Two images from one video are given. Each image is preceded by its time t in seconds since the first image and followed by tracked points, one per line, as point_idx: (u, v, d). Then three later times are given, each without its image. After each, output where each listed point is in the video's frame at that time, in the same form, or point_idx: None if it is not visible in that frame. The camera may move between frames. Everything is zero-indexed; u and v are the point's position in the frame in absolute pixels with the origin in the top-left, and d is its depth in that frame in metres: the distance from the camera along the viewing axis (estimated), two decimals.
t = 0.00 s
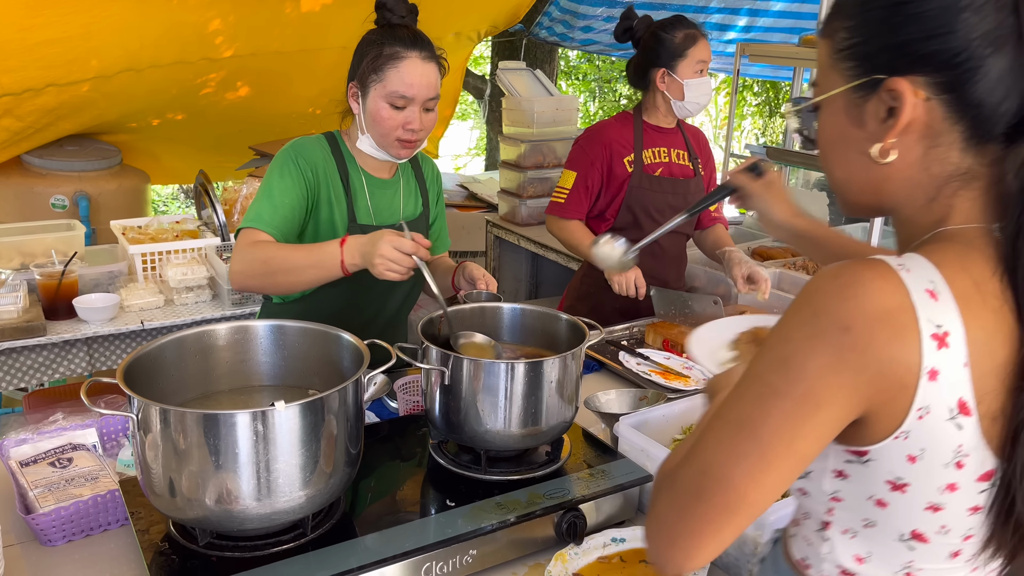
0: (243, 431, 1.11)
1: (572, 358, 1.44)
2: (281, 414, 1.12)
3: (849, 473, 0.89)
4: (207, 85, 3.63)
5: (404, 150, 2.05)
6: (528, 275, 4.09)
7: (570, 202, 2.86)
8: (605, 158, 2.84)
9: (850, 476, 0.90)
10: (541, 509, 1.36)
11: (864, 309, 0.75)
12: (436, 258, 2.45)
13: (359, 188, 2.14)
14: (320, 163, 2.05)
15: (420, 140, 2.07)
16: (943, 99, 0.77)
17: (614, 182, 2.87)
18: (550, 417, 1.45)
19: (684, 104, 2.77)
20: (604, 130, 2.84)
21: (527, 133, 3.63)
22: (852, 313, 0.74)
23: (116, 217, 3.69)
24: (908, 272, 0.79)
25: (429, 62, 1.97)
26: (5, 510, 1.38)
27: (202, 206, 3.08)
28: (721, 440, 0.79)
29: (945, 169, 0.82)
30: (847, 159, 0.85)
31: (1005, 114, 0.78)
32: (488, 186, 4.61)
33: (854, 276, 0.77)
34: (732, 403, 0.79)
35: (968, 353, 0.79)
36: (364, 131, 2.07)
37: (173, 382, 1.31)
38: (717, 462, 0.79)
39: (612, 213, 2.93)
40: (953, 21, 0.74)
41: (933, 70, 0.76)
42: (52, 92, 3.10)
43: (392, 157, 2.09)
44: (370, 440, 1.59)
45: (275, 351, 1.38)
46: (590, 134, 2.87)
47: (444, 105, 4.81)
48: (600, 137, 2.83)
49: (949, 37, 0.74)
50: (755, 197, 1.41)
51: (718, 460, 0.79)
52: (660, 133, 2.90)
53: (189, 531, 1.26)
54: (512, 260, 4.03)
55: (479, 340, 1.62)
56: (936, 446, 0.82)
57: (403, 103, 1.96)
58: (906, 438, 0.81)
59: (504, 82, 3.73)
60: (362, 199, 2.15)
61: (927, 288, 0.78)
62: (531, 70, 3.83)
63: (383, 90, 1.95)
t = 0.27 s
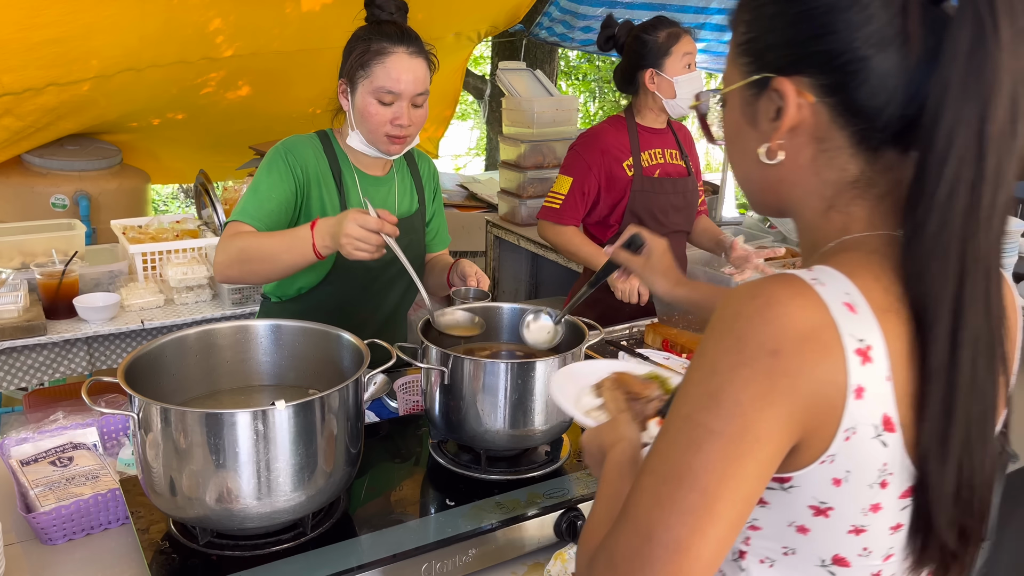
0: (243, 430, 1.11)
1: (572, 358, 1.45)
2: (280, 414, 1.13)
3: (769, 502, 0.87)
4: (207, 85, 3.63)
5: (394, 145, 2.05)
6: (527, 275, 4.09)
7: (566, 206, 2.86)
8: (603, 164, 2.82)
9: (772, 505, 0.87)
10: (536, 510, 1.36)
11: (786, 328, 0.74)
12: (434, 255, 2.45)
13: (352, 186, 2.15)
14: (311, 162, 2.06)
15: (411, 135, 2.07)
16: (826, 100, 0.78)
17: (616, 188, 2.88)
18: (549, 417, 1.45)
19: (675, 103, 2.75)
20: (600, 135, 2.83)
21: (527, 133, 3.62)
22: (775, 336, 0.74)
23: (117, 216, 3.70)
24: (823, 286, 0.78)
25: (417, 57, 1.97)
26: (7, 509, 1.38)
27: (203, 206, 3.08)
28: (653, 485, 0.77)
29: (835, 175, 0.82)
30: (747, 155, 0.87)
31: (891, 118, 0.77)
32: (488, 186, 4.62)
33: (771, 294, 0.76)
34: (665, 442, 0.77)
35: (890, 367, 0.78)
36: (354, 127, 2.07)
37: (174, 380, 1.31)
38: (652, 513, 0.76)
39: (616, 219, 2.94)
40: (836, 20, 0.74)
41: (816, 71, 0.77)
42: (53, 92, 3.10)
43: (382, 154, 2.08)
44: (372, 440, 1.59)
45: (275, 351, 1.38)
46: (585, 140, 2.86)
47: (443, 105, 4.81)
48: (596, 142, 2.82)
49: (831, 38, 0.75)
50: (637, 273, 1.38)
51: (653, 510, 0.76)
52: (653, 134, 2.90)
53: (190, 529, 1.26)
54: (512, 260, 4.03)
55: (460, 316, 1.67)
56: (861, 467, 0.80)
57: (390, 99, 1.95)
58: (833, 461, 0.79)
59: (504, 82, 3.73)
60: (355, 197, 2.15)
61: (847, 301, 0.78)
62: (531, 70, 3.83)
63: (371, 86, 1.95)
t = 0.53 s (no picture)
0: (244, 430, 1.11)
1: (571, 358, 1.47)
2: (280, 414, 1.13)
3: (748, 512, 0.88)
4: (208, 84, 3.64)
5: (380, 142, 2.04)
6: (528, 275, 4.09)
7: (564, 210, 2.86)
8: (599, 166, 2.83)
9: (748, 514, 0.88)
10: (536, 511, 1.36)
11: (744, 340, 0.76)
12: (432, 251, 2.43)
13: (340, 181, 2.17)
14: (297, 158, 2.11)
15: (398, 132, 2.06)
16: (771, 96, 0.81)
17: (613, 191, 2.87)
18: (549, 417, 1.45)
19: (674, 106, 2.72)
20: (596, 138, 2.83)
21: (528, 133, 3.61)
22: (734, 351, 0.75)
23: (118, 215, 3.70)
24: (775, 291, 0.81)
25: (400, 53, 1.97)
26: (7, 509, 1.38)
27: (204, 206, 3.09)
28: (647, 516, 0.79)
29: (783, 170, 0.86)
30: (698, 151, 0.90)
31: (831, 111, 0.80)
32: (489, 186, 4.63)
33: (726, 308, 0.77)
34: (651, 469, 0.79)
35: (853, 362, 0.82)
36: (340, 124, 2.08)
37: (176, 379, 1.31)
38: (650, 543, 0.78)
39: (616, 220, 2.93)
40: (778, 13, 0.76)
41: (757, 67, 0.80)
42: (54, 91, 3.10)
43: (371, 150, 2.09)
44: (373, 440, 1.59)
45: (276, 351, 1.38)
46: (580, 143, 2.86)
47: (444, 105, 4.82)
48: (592, 145, 2.82)
49: (769, 34, 0.78)
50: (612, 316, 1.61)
51: (651, 541, 0.78)
52: (649, 134, 2.89)
53: (190, 530, 1.26)
54: (513, 261, 4.03)
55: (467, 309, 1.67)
56: (828, 467, 0.83)
57: (375, 95, 1.95)
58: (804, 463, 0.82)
59: (506, 83, 3.72)
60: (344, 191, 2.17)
61: (803, 303, 0.80)
62: (533, 70, 3.82)
63: (355, 82, 1.95)
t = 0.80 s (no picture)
0: (245, 429, 1.11)
1: (575, 358, 1.49)
2: (282, 414, 1.12)
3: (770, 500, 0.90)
4: (210, 84, 3.63)
5: (369, 140, 2.07)
6: (530, 275, 4.09)
7: (562, 212, 2.85)
8: (596, 167, 2.81)
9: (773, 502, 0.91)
10: (538, 511, 1.35)
11: (767, 336, 0.77)
12: (427, 246, 2.42)
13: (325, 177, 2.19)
14: (279, 156, 2.13)
15: (386, 129, 2.08)
16: (782, 93, 0.84)
17: (609, 192, 2.86)
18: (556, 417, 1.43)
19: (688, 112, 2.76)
20: (591, 138, 2.81)
21: (530, 133, 3.60)
22: (760, 345, 0.77)
23: (120, 215, 3.70)
24: (794, 285, 0.83)
25: (387, 53, 1.97)
26: (9, 508, 1.38)
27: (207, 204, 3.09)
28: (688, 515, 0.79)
29: (795, 164, 0.88)
30: (711, 149, 0.92)
31: (844, 108, 0.82)
32: (492, 186, 4.63)
33: (748, 306, 0.79)
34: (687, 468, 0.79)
35: (874, 352, 0.84)
36: (329, 122, 2.08)
37: (178, 378, 1.31)
38: (695, 542, 0.78)
39: (612, 221, 2.93)
40: (785, 13, 0.80)
41: (768, 63, 0.83)
42: (56, 90, 3.10)
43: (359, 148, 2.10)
44: (378, 438, 1.59)
45: (278, 350, 1.38)
46: (577, 142, 2.83)
47: (446, 104, 4.82)
48: (588, 146, 2.80)
49: (780, 32, 0.80)
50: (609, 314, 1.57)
51: (695, 540, 0.78)
52: (645, 135, 2.88)
53: (192, 529, 1.26)
54: (515, 261, 4.02)
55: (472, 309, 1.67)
56: (855, 455, 0.85)
57: (363, 95, 1.96)
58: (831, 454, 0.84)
59: (507, 82, 3.73)
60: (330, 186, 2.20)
61: (819, 296, 0.82)
62: (536, 69, 3.81)
63: (343, 84, 1.95)
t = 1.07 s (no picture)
0: (250, 429, 1.11)
1: (579, 359, 1.50)
2: (287, 414, 1.13)
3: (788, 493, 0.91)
4: (214, 85, 3.64)
5: (345, 145, 2.10)
6: (533, 276, 4.10)
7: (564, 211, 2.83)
8: (602, 168, 2.81)
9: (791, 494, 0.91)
10: (542, 511, 1.36)
11: (790, 333, 0.77)
12: (414, 241, 2.49)
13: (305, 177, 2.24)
14: (257, 160, 2.17)
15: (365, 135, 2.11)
16: (797, 93, 0.85)
17: (613, 194, 2.86)
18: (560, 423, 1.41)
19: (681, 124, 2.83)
20: (600, 138, 2.81)
21: (533, 134, 3.61)
22: (782, 342, 0.77)
23: (124, 215, 3.70)
24: (814, 282, 0.83)
25: (367, 61, 1.99)
26: (16, 507, 1.39)
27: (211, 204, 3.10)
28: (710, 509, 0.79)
29: (810, 163, 0.88)
30: (727, 150, 0.93)
31: (860, 107, 0.83)
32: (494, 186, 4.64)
33: (769, 302, 0.79)
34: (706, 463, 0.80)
35: (892, 346, 0.85)
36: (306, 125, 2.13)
37: (182, 379, 1.31)
38: (716, 536, 0.78)
39: (611, 224, 2.92)
40: (801, 15, 0.81)
41: (783, 64, 0.84)
42: (61, 91, 3.12)
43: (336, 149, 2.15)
44: (384, 439, 1.60)
45: (282, 351, 1.38)
46: (585, 142, 2.82)
47: (449, 105, 4.83)
48: (596, 147, 2.79)
49: (796, 32, 0.81)
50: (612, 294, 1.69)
51: (716, 533, 0.78)
52: (650, 139, 2.88)
53: (197, 528, 1.26)
54: (517, 261, 4.03)
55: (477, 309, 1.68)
56: (874, 448, 0.85)
57: (340, 103, 2.00)
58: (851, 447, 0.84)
59: (510, 83, 3.72)
60: (310, 186, 2.25)
61: (841, 293, 0.83)
62: (539, 70, 3.81)
63: (321, 91, 1.98)
